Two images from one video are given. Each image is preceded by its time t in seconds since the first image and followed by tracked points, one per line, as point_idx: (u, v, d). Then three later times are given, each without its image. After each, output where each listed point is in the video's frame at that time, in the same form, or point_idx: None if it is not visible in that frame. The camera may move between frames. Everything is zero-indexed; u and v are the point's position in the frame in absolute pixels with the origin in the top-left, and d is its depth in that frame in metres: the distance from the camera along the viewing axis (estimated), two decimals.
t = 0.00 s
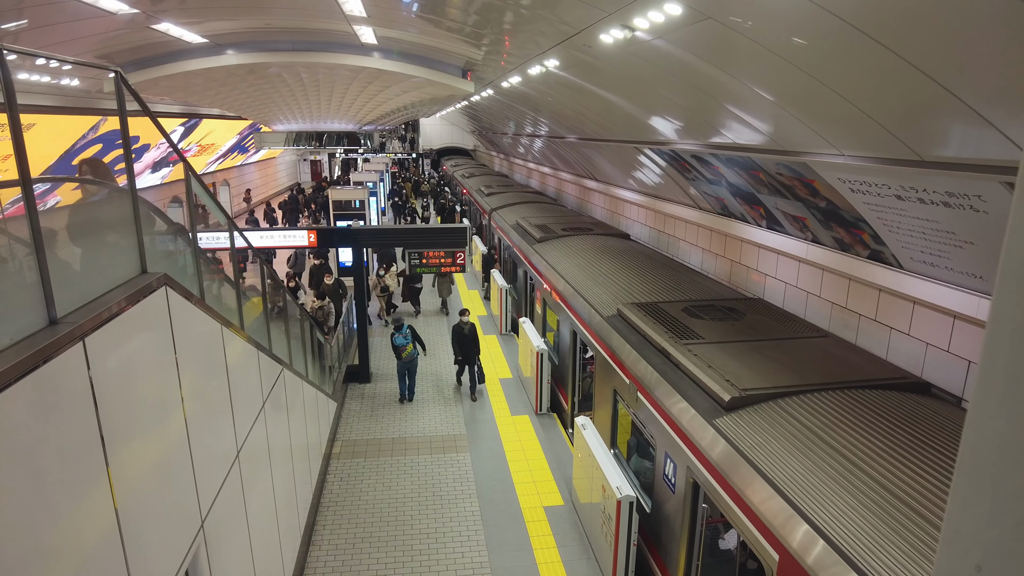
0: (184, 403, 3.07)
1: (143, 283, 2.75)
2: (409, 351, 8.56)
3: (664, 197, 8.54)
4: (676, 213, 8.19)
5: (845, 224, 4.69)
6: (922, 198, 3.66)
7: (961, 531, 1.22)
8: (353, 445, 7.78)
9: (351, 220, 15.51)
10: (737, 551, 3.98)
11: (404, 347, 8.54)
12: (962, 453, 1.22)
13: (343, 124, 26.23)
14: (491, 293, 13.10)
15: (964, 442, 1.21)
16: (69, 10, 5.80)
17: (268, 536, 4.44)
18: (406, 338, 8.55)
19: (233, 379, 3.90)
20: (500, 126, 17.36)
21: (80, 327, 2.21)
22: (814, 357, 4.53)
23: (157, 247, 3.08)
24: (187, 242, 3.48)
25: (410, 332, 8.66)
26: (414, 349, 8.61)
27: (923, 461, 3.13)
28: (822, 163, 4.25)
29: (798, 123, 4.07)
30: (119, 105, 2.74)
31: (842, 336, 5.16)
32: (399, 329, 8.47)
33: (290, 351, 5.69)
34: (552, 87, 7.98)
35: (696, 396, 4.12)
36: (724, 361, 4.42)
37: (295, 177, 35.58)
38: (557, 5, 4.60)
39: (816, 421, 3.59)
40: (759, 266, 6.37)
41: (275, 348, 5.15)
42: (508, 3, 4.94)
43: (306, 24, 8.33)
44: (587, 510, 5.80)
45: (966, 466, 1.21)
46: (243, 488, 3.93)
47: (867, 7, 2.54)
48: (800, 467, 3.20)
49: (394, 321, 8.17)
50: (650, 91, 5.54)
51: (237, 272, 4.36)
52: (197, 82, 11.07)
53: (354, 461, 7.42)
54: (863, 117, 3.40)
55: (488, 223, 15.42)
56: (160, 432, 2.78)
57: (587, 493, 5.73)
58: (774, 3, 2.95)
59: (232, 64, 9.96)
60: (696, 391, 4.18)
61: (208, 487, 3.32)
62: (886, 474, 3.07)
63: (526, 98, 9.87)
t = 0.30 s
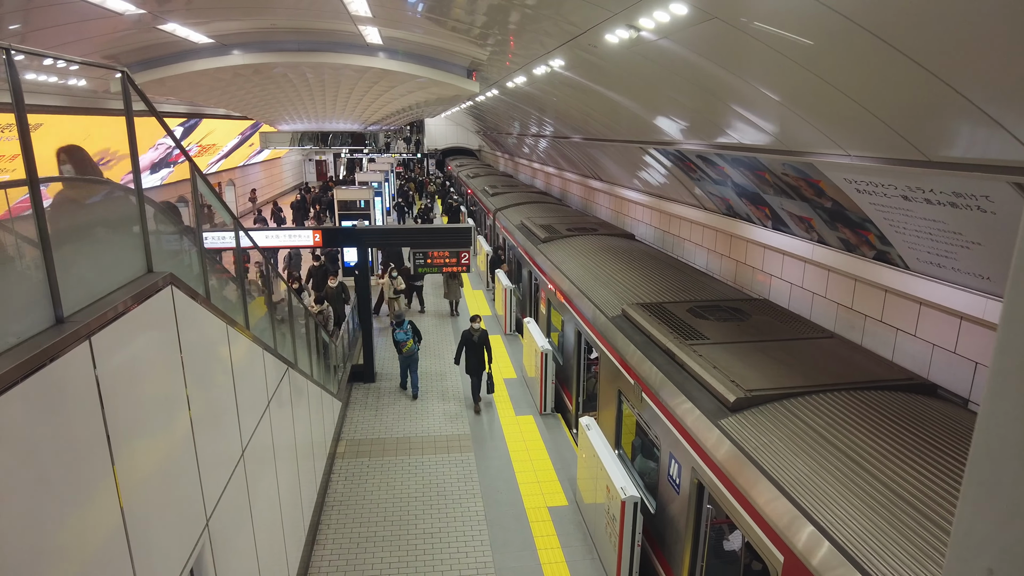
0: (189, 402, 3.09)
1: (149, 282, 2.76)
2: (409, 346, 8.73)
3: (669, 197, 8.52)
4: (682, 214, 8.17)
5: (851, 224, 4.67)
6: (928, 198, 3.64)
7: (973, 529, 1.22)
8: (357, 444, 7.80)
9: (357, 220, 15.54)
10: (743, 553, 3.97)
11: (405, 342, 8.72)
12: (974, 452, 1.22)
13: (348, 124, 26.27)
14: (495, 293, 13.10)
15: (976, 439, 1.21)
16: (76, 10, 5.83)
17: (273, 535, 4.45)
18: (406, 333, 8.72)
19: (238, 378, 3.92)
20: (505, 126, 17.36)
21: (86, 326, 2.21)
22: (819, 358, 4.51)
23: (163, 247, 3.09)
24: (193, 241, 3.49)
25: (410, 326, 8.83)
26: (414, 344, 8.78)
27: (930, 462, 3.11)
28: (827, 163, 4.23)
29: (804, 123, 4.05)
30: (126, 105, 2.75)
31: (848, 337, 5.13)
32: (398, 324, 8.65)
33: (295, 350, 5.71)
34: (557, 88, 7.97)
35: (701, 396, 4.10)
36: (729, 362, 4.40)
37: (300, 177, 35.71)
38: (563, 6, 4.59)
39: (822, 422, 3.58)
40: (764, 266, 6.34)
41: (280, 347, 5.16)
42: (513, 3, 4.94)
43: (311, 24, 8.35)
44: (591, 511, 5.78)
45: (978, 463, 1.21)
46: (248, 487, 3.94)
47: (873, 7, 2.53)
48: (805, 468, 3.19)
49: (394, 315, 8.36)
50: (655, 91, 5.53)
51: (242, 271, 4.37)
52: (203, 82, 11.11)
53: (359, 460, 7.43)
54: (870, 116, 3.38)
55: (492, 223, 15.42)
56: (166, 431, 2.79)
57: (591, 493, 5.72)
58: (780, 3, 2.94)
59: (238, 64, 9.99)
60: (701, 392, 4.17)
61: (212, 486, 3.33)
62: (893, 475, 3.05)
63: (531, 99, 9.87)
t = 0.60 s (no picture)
0: (194, 400, 3.10)
1: (154, 281, 2.78)
2: (409, 338, 9.05)
3: (673, 197, 8.51)
4: (686, 214, 8.16)
5: (855, 225, 4.66)
6: (933, 198, 3.62)
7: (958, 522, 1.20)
8: (361, 444, 7.82)
9: (361, 220, 15.57)
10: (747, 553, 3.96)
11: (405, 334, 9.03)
12: (960, 445, 1.20)
13: (353, 125, 26.30)
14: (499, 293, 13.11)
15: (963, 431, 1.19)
16: (83, 11, 5.86)
17: (277, 533, 4.46)
18: (406, 325, 9.05)
19: (242, 376, 3.93)
20: (509, 127, 17.35)
21: (92, 323, 2.23)
22: (823, 358, 4.50)
23: (168, 246, 3.11)
24: (198, 240, 3.51)
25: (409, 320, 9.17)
26: (413, 336, 9.09)
27: (934, 462, 3.10)
28: (832, 163, 4.22)
29: (808, 123, 4.04)
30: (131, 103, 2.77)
31: (852, 337, 5.12)
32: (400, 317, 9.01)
33: (299, 350, 5.73)
34: (561, 87, 7.97)
35: (704, 396, 4.10)
36: (733, 362, 4.40)
37: (305, 177, 35.79)
38: (566, 5, 4.60)
39: (826, 422, 3.58)
40: (769, 266, 6.33)
41: (284, 347, 5.18)
42: (517, 3, 4.95)
43: (316, 24, 8.37)
44: (595, 511, 5.77)
45: (965, 456, 1.19)
46: (252, 486, 3.96)
47: (875, 5, 2.53)
48: (808, 468, 3.19)
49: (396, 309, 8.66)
50: (659, 91, 5.53)
51: (247, 270, 4.39)
52: (208, 82, 11.15)
53: (363, 459, 7.45)
54: (874, 115, 3.37)
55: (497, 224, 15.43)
56: (170, 430, 2.80)
57: (595, 493, 5.72)
58: (783, 2, 2.94)
59: (243, 64, 10.02)
60: (704, 392, 4.16)
61: (217, 484, 3.34)
62: (898, 476, 3.04)
63: (535, 99, 9.87)
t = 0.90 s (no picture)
0: (198, 402, 3.11)
1: (159, 283, 2.79)
2: (411, 334, 9.15)
3: (677, 198, 8.49)
4: (690, 215, 8.14)
5: (860, 226, 4.64)
6: (939, 200, 3.61)
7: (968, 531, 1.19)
8: (365, 444, 7.84)
9: (365, 220, 15.58)
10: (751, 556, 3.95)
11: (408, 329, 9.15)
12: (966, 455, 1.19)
13: (357, 125, 26.32)
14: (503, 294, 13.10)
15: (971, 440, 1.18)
16: (87, 12, 5.86)
17: (280, 534, 4.47)
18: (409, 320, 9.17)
19: (247, 378, 3.95)
20: (513, 128, 17.33)
21: (97, 326, 2.24)
22: (828, 361, 4.49)
23: (173, 248, 3.12)
24: (202, 242, 3.51)
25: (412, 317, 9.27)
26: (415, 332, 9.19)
27: (940, 466, 3.09)
28: (837, 165, 4.21)
29: (813, 124, 4.03)
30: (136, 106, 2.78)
31: (857, 339, 5.10)
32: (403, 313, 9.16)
33: (303, 351, 5.74)
34: (565, 88, 7.96)
35: (708, 398, 4.09)
36: (737, 364, 4.39)
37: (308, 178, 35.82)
38: (571, 6, 4.58)
39: (830, 424, 3.57)
40: (773, 268, 6.31)
41: (288, 348, 5.20)
42: (520, 4, 4.94)
43: (320, 25, 8.36)
44: (599, 513, 5.77)
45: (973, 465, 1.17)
46: (256, 487, 3.97)
47: (880, 7, 2.51)
48: (812, 470, 3.18)
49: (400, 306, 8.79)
50: (663, 92, 5.52)
51: (251, 272, 4.40)
52: (213, 83, 11.17)
53: (367, 459, 7.46)
54: (879, 117, 3.35)
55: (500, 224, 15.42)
56: (175, 431, 2.81)
57: (599, 495, 5.71)
58: (787, 4, 2.93)
59: (248, 65, 10.02)
60: (708, 394, 4.15)
61: (221, 486, 3.35)
62: (903, 479, 3.03)
63: (539, 99, 9.86)
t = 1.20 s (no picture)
0: (206, 402, 3.12)
1: (167, 283, 2.80)
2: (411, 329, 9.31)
3: (681, 198, 8.50)
4: (693, 215, 8.14)
5: (865, 226, 4.65)
6: (944, 201, 3.62)
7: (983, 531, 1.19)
8: (370, 443, 7.85)
9: (368, 220, 15.59)
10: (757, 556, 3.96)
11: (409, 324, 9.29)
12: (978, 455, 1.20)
13: (359, 125, 26.30)
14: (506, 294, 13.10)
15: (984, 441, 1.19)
16: (93, 12, 5.87)
17: (286, 533, 4.48)
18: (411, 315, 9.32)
19: (253, 378, 3.95)
20: (516, 127, 17.32)
21: (108, 326, 2.26)
22: (833, 361, 4.49)
23: (180, 248, 3.13)
24: (208, 241, 3.52)
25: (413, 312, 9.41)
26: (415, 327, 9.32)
27: (948, 468, 3.09)
28: (843, 165, 4.21)
29: (819, 124, 4.03)
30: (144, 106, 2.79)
31: (861, 339, 5.11)
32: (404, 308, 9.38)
33: (308, 350, 5.74)
34: (569, 88, 7.96)
35: (714, 398, 4.09)
36: (742, 364, 4.40)
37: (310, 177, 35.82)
38: (577, 7, 4.59)
39: (836, 425, 3.57)
40: (777, 268, 6.32)
41: (293, 347, 5.20)
42: (526, 4, 4.94)
43: (324, 25, 8.36)
44: (603, 513, 5.77)
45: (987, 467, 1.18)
46: (262, 486, 3.98)
47: (886, 8, 2.52)
48: (818, 470, 3.19)
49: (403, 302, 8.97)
50: (669, 92, 5.52)
51: (256, 271, 4.41)
52: (217, 83, 11.18)
53: (371, 459, 7.48)
54: (885, 117, 3.36)
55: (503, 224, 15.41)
56: (181, 430, 2.82)
57: (603, 495, 5.72)
58: (794, 5, 2.93)
59: (252, 64, 10.02)
60: (713, 393, 4.16)
61: (228, 485, 3.36)
62: (910, 479, 3.03)
63: (542, 99, 9.86)
